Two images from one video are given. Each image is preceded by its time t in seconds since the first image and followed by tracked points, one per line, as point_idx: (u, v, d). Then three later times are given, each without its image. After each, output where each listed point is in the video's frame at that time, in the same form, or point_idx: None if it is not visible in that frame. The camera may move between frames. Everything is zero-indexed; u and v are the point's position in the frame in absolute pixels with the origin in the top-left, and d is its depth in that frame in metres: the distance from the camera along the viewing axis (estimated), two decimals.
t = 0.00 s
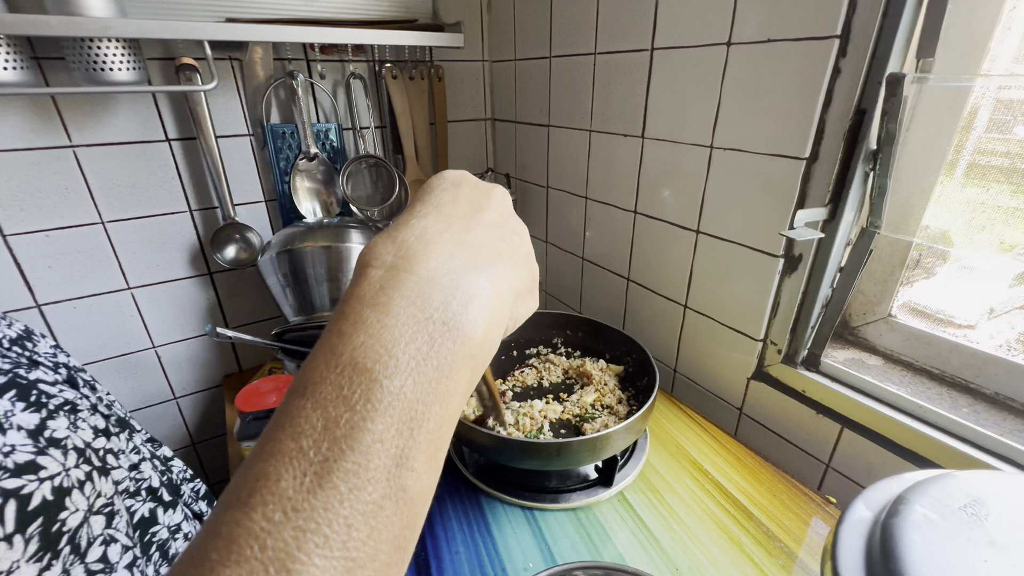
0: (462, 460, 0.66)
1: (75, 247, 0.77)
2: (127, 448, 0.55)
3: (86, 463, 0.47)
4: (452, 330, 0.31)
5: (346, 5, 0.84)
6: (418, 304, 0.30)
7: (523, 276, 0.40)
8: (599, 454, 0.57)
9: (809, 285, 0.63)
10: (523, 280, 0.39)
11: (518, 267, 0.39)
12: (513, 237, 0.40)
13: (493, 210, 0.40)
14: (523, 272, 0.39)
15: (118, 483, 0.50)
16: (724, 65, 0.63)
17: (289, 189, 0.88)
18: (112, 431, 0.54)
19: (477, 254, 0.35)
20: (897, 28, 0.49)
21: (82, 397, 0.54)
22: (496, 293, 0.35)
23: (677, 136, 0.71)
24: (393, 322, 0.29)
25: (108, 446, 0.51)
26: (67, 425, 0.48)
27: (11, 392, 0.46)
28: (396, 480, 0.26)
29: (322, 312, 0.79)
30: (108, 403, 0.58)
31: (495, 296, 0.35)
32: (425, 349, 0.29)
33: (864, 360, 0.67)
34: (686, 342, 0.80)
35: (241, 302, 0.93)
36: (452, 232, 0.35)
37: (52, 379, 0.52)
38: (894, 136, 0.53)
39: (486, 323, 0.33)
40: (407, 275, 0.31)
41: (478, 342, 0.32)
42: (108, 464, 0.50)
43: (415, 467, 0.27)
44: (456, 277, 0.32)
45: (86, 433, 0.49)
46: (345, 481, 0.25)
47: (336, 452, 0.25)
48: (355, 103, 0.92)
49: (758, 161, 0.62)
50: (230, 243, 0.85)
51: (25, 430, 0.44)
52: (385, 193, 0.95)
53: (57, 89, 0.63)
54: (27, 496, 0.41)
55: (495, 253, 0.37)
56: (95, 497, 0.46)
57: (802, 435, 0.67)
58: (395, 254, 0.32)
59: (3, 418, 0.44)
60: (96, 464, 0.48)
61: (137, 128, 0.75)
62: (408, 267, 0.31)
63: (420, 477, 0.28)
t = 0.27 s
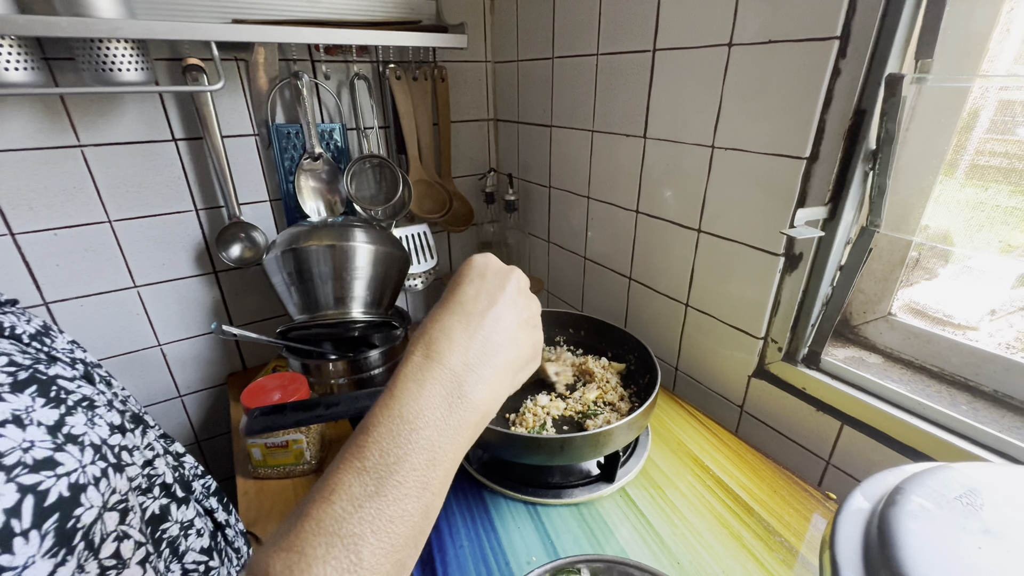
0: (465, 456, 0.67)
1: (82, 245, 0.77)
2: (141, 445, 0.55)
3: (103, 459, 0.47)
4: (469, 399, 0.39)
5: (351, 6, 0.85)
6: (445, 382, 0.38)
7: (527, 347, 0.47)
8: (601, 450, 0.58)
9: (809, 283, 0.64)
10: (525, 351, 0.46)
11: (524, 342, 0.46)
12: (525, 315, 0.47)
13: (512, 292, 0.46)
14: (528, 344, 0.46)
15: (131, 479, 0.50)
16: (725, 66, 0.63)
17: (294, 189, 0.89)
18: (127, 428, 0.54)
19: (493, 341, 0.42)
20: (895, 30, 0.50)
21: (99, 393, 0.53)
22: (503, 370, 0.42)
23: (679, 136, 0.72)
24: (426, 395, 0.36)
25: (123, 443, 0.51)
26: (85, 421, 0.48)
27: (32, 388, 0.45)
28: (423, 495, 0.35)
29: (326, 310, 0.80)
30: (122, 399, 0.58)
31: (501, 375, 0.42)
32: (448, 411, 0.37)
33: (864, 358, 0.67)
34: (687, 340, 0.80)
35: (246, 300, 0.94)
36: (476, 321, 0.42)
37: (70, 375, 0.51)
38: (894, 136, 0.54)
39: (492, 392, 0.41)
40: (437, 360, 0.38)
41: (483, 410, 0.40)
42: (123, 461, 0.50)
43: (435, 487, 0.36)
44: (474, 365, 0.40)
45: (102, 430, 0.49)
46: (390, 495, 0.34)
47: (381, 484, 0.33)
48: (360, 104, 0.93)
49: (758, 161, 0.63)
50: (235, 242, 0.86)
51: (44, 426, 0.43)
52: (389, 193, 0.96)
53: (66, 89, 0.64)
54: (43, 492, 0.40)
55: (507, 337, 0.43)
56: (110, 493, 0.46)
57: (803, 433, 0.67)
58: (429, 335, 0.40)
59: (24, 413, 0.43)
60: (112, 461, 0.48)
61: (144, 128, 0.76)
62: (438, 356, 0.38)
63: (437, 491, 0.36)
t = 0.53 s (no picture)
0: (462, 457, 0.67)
1: (79, 247, 0.77)
2: (141, 443, 0.51)
3: (104, 457, 0.40)
4: (467, 407, 0.37)
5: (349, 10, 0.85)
6: (441, 391, 0.37)
7: (545, 358, 0.45)
8: (598, 451, 0.58)
9: (804, 285, 0.64)
10: (543, 360, 0.44)
11: (539, 350, 0.44)
12: (541, 322, 0.45)
13: (521, 299, 0.45)
14: (546, 352, 0.45)
15: (134, 479, 0.46)
16: (721, 69, 0.64)
17: (291, 191, 0.89)
18: (127, 427, 0.49)
19: (496, 351, 0.41)
20: (888, 33, 0.51)
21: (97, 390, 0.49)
22: (510, 382, 0.41)
23: (674, 139, 0.72)
24: (420, 404, 0.36)
25: (125, 442, 0.47)
26: (87, 420, 0.41)
27: (34, 386, 0.39)
28: (421, 502, 0.34)
29: (323, 312, 0.80)
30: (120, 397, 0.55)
31: (507, 386, 0.41)
32: (444, 419, 0.37)
33: (860, 359, 0.68)
34: (684, 342, 0.81)
35: (243, 303, 0.93)
36: (477, 333, 0.42)
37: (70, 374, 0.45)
38: (887, 139, 0.54)
39: (498, 403, 0.40)
40: (433, 372, 0.38)
41: (485, 418, 0.39)
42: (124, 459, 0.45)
43: (433, 493, 0.35)
44: (473, 375, 0.39)
45: (104, 428, 0.43)
46: (387, 501, 0.33)
47: (376, 490, 0.33)
48: (357, 106, 0.93)
49: (754, 163, 0.63)
50: (232, 245, 0.86)
51: (48, 422, 0.38)
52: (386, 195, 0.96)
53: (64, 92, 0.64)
54: (49, 488, 0.35)
55: (514, 346, 0.42)
56: (114, 495, 0.41)
57: (799, 434, 0.67)
58: (430, 351, 0.41)
59: (27, 410, 0.37)
60: (114, 459, 0.42)
61: (142, 131, 0.76)
62: (433, 368, 0.39)
63: (437, 497, 0.35)
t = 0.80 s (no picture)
0: (461, 460, 0.67)
1: (75, 252, 0.77)
2: (143, 451, 0.62)
3: (106, 464, 0.54)
4: (344, 419, 0.34)
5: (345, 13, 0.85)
6: (309, 407, 0.33)
7: (436, 345, 0.42)
8: (596, 453, 0.58)
9: (801, 286, 0.64)
10: (434, 350, 0.42)
11: (430, 341, 0.42)
12: (432, 309, 0.42)
13: (413, 284, 0.42)
14: (435, 343, 0.42)
15: (133, 484, 0.58)
16: (717, 71, 0.64)
17: (288, 195, 0.89)
18: (127, 433, 0.61)
19: (381, 345, 0.38)
20: (882, 35, 0.51)
21: (101, 398, 0.61)
22: (392, 382, 0.38)
23: (671, 141, 0.73)
24: (286, 426, 0.32)
25: (125, 448, 0.59)
26: (88, 426, 0.55)
27: (38, 394, 0.52)
28: (294, 542, 0.31)
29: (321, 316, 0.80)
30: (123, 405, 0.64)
31: (392, 383, 0.38)
32: (317, 439, 0.33)
33: (856, 359, 0.68)
34: (682, 343, 0.81)
35: (240, 306, 0.93)
36: (360, 324, 0.38)
37: (72, 381, 0.59)
38: (880, 141, 0.54)
39: (381, 408, 0.37)
40: (299, 381, 0.34)
41: (369, 427, 0.36)
42: (124, 467, 0.57)
43: (309, 530, 0.32)
44: (350, 378, 0.35)
45: (105, 436, 0.56)
46: (250, 552, 0.29)
47: (233, 545, 0.29)
48: (354, 109, 0.93)
49: (749, 165, 0.63)
50: (229, 248, 0.86)
51: (50, 430, 0.51)
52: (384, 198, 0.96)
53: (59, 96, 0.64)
54: (49, 495, 0.47)
55: (401, 338, 0.39)
56: (112, 496, 0.54)
57: (796, 434, 0.68)
58: (297, 350, 0.36)
59: (30, 418, 0.50)
60: (114, 465, 0.55)
61: (138, 134, 0.76)
62: (298, 376, 0.34)
63: (316, 533, 0.32)
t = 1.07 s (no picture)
0: (451, 466, 0.67)
1: (60, 258, 0.76)
2: (123, 463, 0.55)
3: (80, 479, 0.47)
4: (353, 444, 0.36)
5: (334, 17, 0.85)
6: (321, 432, 0.36)
7: (443, 378, 0.43)
8: (587, 457, 0.58)
9: (789, 288, 0.65)
10: (440, 384, 0.43)
11: (436, 375, 0.43)
12: (442, 344, 0.43)
13: (425, 319, 0.43)
14: (444, 376, 0.43)
15: (112, 500, 0.51)
16: (704, 75, 0.65)
17: (278, 200, 0.88)
18: (106, 446, 0.54)
19: (391, 377, 0.39)
20: (865, 40, 0.51)
21: (77, 411, 0.54)
22: (400, 410, 0.40)
23: (659, 145, 0.73)
24: (298, 449, 0.35)
25: (103, 462, 0.52)
26: (63, 441, 0.48)
27: (8, 408, 0.46)
28: (300, 558, 0.34)
29: (311, 321, 0.80)
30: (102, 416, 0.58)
31: (398, 414, 0.40)
32: (326, 461, 0.35)
33: (845, 361, 0.68)
34: (672, 346, 0.81)
35: (229, 312, 0.93)
36: (371, 356, 0.40)
37: (46, 394, 0.51)
38: (866, 144, 0.55)
39: (387, 435, 0.39)
40: (314, 406, 0.36)
41: (374, 453, 0.38)
42: (102, 481, 0.50)
43: (314, 547, 0.34)
44: (360, 406, 0.37)
45: (81, 449, 0.49)
46: (258, 567, 0.32)
47: (243, 561, 0.32)
48: (343, 113, 0.93)
49: (737, 168, 0.64)
50: (218, 253, 0.85)
51: (21, 446, 0.44)
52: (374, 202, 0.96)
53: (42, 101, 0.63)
54: (19, 514, 0.40)
55: (409, 372, 0.41)
56: (88, 514, 0.46)
57: (785, 436, 0.68)
58: (312, 375, 0.38)
59: None
60: (90, 480, 0.48)
61: (124, 139, 0.76)
62: (312, 400, 0.37)
63: (321, 549, 0.35)
